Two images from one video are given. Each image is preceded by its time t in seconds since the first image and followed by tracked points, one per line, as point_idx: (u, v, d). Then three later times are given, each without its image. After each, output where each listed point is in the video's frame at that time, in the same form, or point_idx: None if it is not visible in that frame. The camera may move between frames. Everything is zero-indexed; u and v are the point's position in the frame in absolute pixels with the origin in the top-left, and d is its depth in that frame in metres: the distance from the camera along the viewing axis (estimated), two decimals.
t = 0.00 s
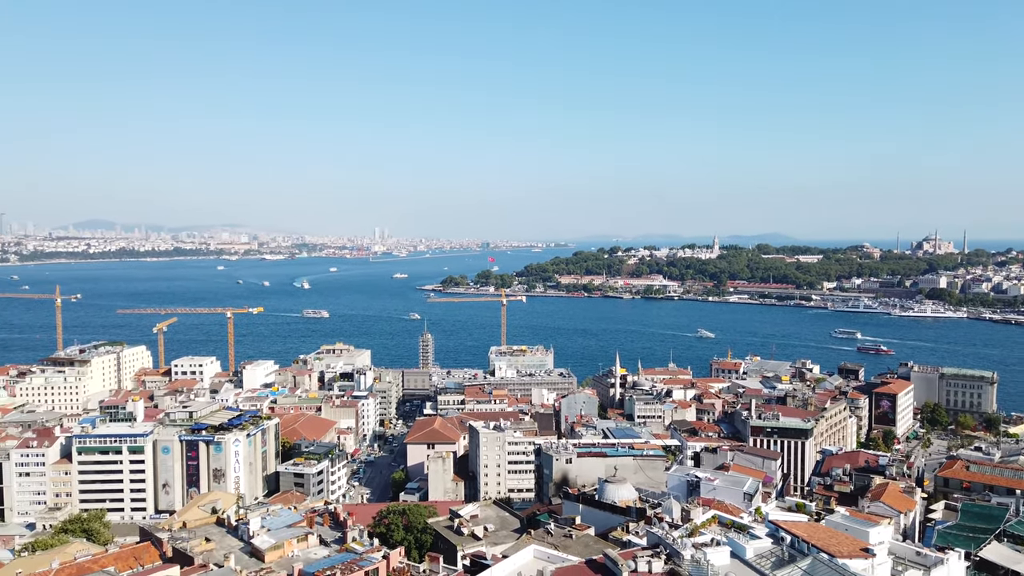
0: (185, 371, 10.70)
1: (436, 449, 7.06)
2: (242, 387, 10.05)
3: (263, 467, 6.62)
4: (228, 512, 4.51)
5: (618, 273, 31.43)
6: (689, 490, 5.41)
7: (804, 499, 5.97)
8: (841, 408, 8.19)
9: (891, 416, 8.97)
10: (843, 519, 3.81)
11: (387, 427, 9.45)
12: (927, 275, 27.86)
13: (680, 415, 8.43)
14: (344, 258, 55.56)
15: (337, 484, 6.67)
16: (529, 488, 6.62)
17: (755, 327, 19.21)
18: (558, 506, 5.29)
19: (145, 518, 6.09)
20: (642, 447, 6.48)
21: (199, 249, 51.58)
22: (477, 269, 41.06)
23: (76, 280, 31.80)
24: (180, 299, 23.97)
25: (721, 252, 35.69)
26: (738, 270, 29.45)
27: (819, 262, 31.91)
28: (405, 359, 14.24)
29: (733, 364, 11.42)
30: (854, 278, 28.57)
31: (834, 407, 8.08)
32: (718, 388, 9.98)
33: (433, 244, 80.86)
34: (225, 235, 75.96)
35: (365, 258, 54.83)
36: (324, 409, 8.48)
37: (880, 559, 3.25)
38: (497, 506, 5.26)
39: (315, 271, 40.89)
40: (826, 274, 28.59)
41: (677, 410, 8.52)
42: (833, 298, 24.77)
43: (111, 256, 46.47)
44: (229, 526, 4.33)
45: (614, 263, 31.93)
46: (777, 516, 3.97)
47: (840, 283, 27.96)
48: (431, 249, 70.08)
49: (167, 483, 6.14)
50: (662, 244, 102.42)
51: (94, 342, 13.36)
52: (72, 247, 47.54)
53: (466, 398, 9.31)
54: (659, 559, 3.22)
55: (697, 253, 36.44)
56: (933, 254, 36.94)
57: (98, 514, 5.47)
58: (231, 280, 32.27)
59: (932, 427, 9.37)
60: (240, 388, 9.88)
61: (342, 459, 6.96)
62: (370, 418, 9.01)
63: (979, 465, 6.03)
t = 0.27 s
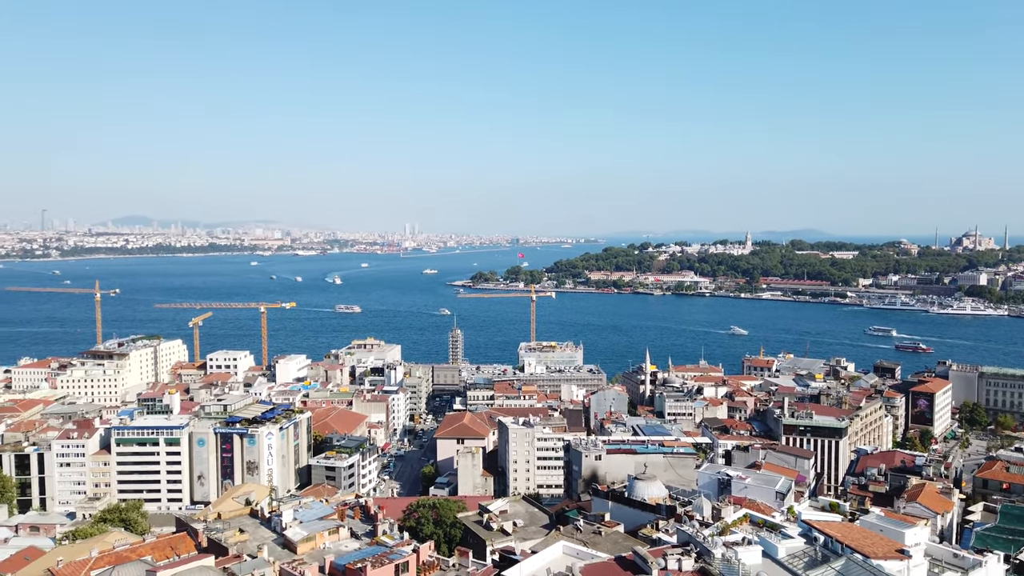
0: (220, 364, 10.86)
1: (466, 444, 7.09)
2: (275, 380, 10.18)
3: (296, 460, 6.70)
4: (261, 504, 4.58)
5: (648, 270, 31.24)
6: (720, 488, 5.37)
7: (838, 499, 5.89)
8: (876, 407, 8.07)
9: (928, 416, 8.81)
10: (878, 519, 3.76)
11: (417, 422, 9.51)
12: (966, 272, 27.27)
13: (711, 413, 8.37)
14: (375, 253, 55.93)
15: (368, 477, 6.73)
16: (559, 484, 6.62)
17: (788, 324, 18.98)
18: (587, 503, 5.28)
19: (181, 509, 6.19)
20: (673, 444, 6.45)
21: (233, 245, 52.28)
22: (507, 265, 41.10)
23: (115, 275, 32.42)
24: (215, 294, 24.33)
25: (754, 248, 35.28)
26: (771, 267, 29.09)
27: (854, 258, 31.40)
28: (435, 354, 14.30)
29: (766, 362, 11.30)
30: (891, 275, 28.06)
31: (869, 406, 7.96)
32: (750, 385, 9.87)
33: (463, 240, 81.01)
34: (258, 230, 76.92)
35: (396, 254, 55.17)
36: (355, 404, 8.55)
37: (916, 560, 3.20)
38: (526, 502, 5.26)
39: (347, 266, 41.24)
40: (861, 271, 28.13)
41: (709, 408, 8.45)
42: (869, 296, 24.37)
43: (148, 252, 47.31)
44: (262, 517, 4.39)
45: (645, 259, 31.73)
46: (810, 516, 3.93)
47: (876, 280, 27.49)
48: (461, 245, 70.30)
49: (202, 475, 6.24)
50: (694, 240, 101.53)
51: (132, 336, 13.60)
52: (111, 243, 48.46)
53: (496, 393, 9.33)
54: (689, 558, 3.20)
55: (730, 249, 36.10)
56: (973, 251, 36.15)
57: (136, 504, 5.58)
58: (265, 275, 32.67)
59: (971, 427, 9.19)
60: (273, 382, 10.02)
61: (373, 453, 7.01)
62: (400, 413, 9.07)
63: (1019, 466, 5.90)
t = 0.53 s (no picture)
0: (255, 358, 11.01)
1: (496, 439, 7.10)
2: (308, 375, 10.29)
3: (329, 453, 6.76)
4: (295, 496, 4.63)
5: (681, 266, 31.00)
6: (754, 486, 5.31)
7: (874, 499, 5.80)
8: (915, 407, 7.92)
9: (969, 416, 8.62)
10: (916, 521, 3.69)
11: (448, 417, 9.55)
12: (1010, 269, 26.62)
13: (744, 411, 8.29)
14: (407, 249, 56.24)
15: (399, 471, 6.78)
16: (589, 481, 6.61)
17: (824, 322, 18.70)
18: (617, 499, 5.26)
19: (217, 500, 6.29)
20: (705, 442, 6.39)
21: (268, 241, 52.91)
22: (539, 261, 41.09)
23: (154, 270, 33.04)
24: (250, 289, 24.65)
25: (789, 244, 34.81)
26: (807, 263, 28.67)
27: (893, 254, 30.82)
28: (467, 350, 14.34)
29: (801, 359, 11.16)
30: (930, 272, 27.50)
31: (907, 405, 7.82)
32: (784, 383, 9.76)
33: (495, 236, 81.07)
34: (292, 226, 77.78)
35: (428, 250, 55.40)
36: (387, 398, 8.61)
37: (956, 563, 3.13)
38: (557, 498, 5.26)
39: (379, 262, 41.51)
40: (900, 267, 27.60)
41: (742, 406, 8.37)
42: (908, 293, 23.91)
43: (185, 248, 48.09)
44: (296, 510, 4.44)
45: (678, 256, 31.49)
46: (846, 516, 3.86)
47: (915, 277, 26.96)
48: (493, 241, 70.35)
49: (238, 467, 6.34)
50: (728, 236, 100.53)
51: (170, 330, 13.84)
52: (149, 239, 49.34)
53: (526, 389, 9.33)
54: (721, 557, 3.17)
55: (764, 245, 35.68)
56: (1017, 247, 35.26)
57: (173, 494, 5.69)
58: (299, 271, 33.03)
59: (1014, 427, 8.98)
60: (307, 376, 10.13)
61: (405, 448, 7.06)
62: (431, 408, 9.12)
63: None
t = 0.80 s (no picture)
0: (292, 353, 11.15)
1: (530, 436, 7.10)
2: (345, 369, 10.39)
3: (364, 447, 6.83)
4: (332, 489, 4.69)
5: (718, 263, 30.67)
6: (791, 486, 5.24)
7: (916, 501, 5.68)
8: (959, 407, 7.74)
9: (1016, 417, 8.40)
10: (959, 523, 3.61)
11: (482, 413, 9.58)
12: None
13: (782, 410, 8.18)
14: (442, 245, 56.46)
15: (434, 466, 6.82)
16: (623, 478, 6.58)
17: (866, 320, 18.35)
18: (652, 497, 5.23)
19: (256, 491, 6.40)
20: (742, 441, 6.32)
21: (306, 237, 53.49)
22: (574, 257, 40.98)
23: (195, 266, 33.66)
24: (288, 284, 24.96)
25: (829, 241, 34.21)
26: (848, 260, 28.15)
27: (937, 251, 30.11)
28: (501, 346, 14.36)
29: (841, 358, 10.98)
30: (977, 269, 26.81)
31: (951, 405, 7.65)
32: (823, 382, 9.60)
33: (530, 232, 80.99)
34: (328, 222, 78.56)
35: (464, 246, 55.52)
36: (422, 393, 8.67)
37: (1000, 567, 3.06)
38: (591, 494, 5.25)
39: (415, 258, 41.73)
40: (945, 264, 26.95)
41: (780, 405, 8.26)
42: (953, 290, 23.35)
43: (225, 244, 48.86)
44: (332, 502, 4.49)
45: (715, 252, 31.15)
46: (887, 518, 3.80)
47: (961, 274, 26.31)
48: (527, 237, 70.31)
49: (276, 459, 6.43)
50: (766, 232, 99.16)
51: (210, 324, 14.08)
52: (191, 235, 50.24)
53: (561, 386, 9.32)
54: (758, 556, 3.13)
55: (803, 242, 35.11)
56: None
57: (214, 485, 5.79)
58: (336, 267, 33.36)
59: None
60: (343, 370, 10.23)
61: (439, 442, 7.10)
62: (466, 403, 9.15)
63: None
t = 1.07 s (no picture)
0: (333, 347, 11.29)
1: (568, 432, 7.08)
2: (384, 364, 10.49)
3: (403, 441, 6.89)
4: (372, 482, 4.73)
5: (760, 259, 30.24)
6: (835, 487, 5.14)
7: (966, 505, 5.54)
8: (1012, 409, 7.52)
9: None
10: (1010, 528, 3.51)
11: (520, 408, 9.59)
12: None
13: (825, 409, 8.04)
14: (481, 241, 56.61)
15: (472, 460, 6.85)
16: (662, 476, 6.53)
17: (913, 318, 17.92)
18: (691, 496, 5.18)
19: (298, 483, 6.50)
20: (784, 441, 6.22)
21: (347, 233, 54.09)
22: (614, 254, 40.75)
23: (240, 261, 34.32)
24: (329, 280, 25.27)
25: (876, 237, 33.48)
26: (895, 256, 27.51)
27: (990, 248, 29.26)
28: (540, 342, 14.35)
29: (887, 357, 10.74)
30: None
31: (1004, 407, 7.43)
32: (869, 381, 9.41)
33: (569, 228, 80.77)
34: (369, 218, 79.27)
35: (503, 242, 55.56)
36: (460, 388, 8.70)
37: None
38: (629, 492, 5.22)
39: (455, 254, 41.90)
40: (997, 261, 26.18)
41: (823, 404, 8.12)
42: (1005, 288, 22.68)
43: (269, 240, 49.64)
44: (372, 495, 4.53)
45: (757, 249, 30.72)
46: (935, 522, 3.70)
47: (1014, 272, 25.52)
48: (566, 233, 70.15)
49: (317, 452, 6.51)
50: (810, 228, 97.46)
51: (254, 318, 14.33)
52: (236, 231, 51.17)
53: (599, 382, 9.28)
54: (800, 558, 3.07)
55: (848, 238, 34.41)
56: None
57: (257, 476, 5.89)
58: (377, 262, 33.70)
59: None
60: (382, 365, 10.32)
61: (477, 437, 7.12)
62: (504, 399, 9.16)
63: None
